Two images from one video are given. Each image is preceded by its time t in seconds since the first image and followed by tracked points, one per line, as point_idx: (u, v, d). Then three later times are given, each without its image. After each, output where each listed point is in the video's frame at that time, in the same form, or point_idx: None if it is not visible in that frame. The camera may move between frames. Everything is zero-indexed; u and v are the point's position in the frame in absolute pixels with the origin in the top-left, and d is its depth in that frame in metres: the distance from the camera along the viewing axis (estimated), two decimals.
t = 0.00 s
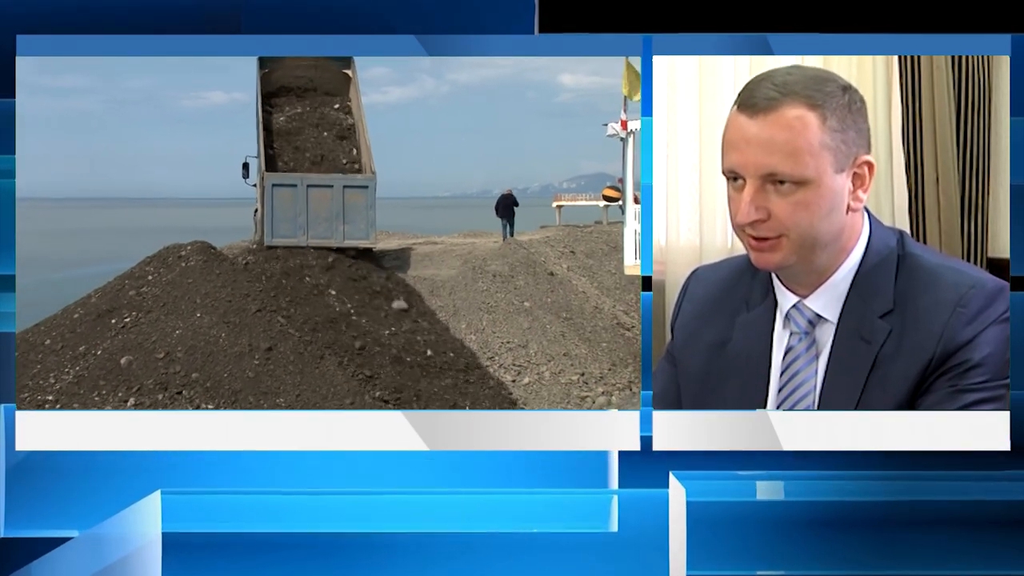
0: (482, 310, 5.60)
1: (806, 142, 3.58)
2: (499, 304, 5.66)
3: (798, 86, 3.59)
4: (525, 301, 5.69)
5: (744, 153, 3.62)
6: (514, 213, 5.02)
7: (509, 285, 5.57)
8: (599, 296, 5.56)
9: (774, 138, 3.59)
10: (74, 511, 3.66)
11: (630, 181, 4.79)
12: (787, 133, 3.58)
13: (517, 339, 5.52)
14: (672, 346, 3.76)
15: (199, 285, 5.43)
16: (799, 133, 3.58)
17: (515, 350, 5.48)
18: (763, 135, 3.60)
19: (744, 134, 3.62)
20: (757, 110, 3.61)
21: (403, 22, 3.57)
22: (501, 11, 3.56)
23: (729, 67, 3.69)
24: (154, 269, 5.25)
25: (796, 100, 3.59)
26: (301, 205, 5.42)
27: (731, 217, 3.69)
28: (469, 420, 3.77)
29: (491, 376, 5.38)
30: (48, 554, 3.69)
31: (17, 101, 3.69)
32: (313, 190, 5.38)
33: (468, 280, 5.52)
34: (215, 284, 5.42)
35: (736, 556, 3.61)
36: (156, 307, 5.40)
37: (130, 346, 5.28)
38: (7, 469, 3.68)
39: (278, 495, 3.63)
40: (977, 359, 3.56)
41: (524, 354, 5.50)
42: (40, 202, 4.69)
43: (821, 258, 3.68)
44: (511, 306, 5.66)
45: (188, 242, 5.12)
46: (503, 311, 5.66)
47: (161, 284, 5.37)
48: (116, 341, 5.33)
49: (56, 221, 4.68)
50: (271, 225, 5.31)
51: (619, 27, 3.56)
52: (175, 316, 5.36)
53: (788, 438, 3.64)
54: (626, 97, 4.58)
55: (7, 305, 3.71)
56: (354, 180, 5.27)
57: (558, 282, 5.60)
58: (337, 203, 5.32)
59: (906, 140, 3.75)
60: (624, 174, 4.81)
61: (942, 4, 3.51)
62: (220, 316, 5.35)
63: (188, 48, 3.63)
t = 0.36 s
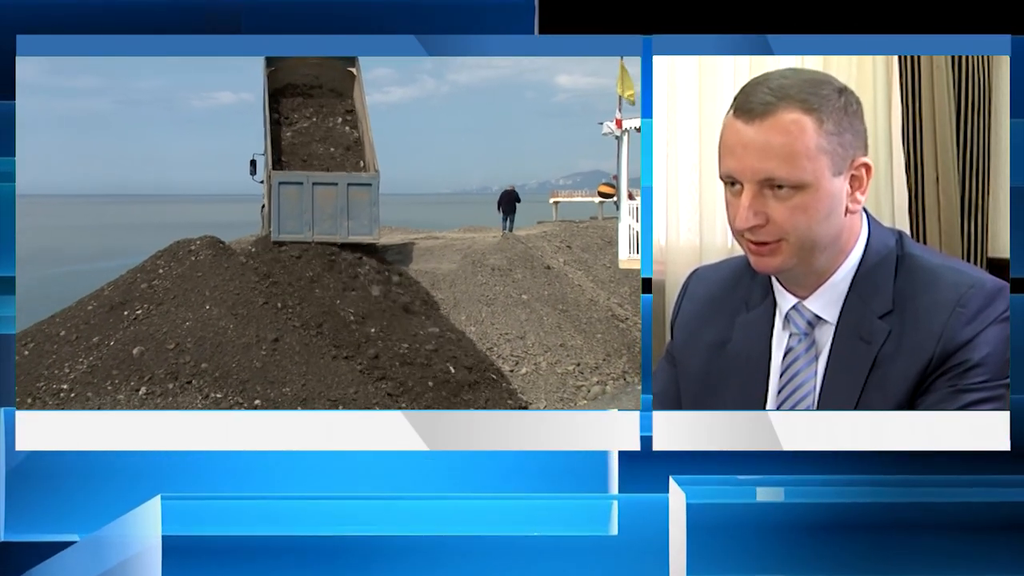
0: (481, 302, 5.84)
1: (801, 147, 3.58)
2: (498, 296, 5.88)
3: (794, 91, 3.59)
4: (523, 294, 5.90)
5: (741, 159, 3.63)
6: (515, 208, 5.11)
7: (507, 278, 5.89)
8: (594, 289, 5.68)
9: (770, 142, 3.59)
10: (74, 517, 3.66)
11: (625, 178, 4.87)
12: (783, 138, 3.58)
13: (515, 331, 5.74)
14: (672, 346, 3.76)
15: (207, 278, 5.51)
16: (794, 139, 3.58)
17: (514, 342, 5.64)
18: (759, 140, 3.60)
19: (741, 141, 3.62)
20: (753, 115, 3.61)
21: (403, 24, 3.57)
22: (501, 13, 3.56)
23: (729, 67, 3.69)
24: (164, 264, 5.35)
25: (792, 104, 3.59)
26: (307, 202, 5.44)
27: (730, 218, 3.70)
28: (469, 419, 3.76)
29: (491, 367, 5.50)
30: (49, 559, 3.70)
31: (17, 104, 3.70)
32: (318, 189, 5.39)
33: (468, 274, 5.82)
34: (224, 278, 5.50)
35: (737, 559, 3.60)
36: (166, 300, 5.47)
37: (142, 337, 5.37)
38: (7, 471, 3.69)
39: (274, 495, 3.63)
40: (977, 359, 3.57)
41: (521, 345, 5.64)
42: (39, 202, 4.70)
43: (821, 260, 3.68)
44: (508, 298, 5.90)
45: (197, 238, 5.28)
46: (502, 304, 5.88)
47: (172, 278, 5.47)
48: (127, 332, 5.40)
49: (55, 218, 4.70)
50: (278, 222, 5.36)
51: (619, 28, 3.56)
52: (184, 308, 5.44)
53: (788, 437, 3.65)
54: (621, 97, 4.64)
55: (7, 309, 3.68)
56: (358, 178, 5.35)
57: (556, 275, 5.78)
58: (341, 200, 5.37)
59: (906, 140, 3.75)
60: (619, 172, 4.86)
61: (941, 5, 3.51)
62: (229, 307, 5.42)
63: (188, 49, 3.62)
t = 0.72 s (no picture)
0: (481, 299, 5.72)
1: (803, 142, 3.61)
2: (498, 293, 5.79)
3: (797, 86, 3.62)
4: (522, 290, 5.81)
5: (742, 153, 3.65)
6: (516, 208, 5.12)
7: (507, 275, 5.75)
8: (591, 285, 5.53)
9: (772, 138, 3.62)
10: (75, 521, 3.67)
11: (621, 178, 4.92)
12: (785, 134, 3.61)
13: (514, 326, 5.71)
14: (672, 346, 3.75)
15: (217, 274, 5.43)
16: (796, 134, 3.61)
17: (514, 337, 5.65)
18: (761, 135, 3.63)
19: (742, 134, 3.64)
20: (756, 109, 3.63)
21: (404, 24, 3.57)
22: (501, 13, 3.56)
23: (729, 67, 3.68)
24: (176, 260, 5.31)
25: (794, 100, 3.61)
26: (314, 203, 5.49)
27: (729, 217, 3.72)
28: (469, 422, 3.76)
29: (495, 363, 5.54)
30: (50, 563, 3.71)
31: (17, 105, 3.70)
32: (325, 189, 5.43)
33: (469, 271, 5.63)
34: (233, 274, 5.42)
35: (738, 560, 3.61)
36: (178, 295, 5.44)
37: (154, 331, 5.36)
38: (7, 474, 3.69)
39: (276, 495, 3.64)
40: (976, 358, 3.57)
41: (521, 339, 5.65)
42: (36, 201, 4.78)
43: (820, 258, 3.70)
44: (507, 295, 5.79)
45: (207, 235, 5.19)
46: (501, 300, 5.80)
47: (185, 273, 5.41)
48: (140, 327, 5.38)
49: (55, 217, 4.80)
50: (286, 221, 5.42)
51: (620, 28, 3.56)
52: (194, 302, 5.42)
53: (788, 437, 3.65)
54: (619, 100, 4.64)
55: (7, 312, 3.69)
56: (363, 179, 5.36)
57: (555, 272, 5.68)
58: (346, 200, 5.41)
59: (906, 140, 3.75)
60: (616, 173, 4.92)
61: (941, 4, 3.52)
62: (237, 302, 5.40)
63: (188, 49, 3.62)
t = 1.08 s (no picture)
0: (484, 296, 5.63)
1: (804, 138, 3.57)
2: (500, 290, 5.70)
3: (798, 83, 3.60)
4: (524, 287, 5.70)
5: (742, 149, 3.62)
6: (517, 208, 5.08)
7: (508, 273, 5.69)
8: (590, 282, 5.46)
9: (773, 135, 3.58)
10: (75, 524, 3.67)
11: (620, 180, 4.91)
12: (785, 131, 3.57)
13: (516, 322, 5.55)
14: (672, 346, 3.77)
15: (229, 271, 5.41)
16: (798, 131, 3.57)
17: (515, 332, 5.49)
18: (762, 132, 3.59)
19: (742, 129, 3.62)
20: (756, 106, 3.61)
21: (403, 24, 3.57)
22: (500, 13, 3.56)
23: (729, 67, 3.69)
24: (189, 259, 5.30)
25: (795, 97, 3.58)
26: (322, 203, 5.47)
27: (729, 216, 3.70)
28: (469, 421, 3.80)
29: (498, 360, 5.39)
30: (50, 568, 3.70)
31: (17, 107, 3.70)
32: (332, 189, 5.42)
33: (472, 267, 5.60)
34: (245, 271, 5.39)
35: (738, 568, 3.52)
36: (192, 292, 5.38)
37: (167, 327, 5.27)
38: (6, 477, 3.69)
39: (274, 495, 3.63)
40: (977, 358, 3.56)
41: (522, 334, 5.48)
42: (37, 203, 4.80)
43: (821, 256, 3.67)
44: (508, 291, 5.69)
45: (218, 235, 5.23)
46: (503, 296, 5.68)
47: (198, 271, 5.38)
48: (154, 322, 5.28)
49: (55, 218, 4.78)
50: (295, 220, 5.39)
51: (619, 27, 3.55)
52: (207, 299, 5.35)
53: (788, 437, 3.66)
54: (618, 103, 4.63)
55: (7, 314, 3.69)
56: (370, 180, 5.34)
57: (556, 271, 5.63)
58: (354, 200, 5.41)
59: (906, 140, 3.74)
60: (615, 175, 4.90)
61: (943, 3, 3.51)
62: (248, 298, 5.34)
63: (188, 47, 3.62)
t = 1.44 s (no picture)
0: (482, 292, 6.05)
1: (803, 136, 3.58)
2: (497, 286, 6.15)
3: (797, 81, 3.59)
4: (519, 284, 6.15)
5: (741, 146, 3.63)
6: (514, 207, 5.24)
7: (505, 270, 6.18)
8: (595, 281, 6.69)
9: (774, 131, 3.59)
10: (74, 528, 3.67)
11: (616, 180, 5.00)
12: (785, 127, 3.58)
13: (512, 318, 5.94)
14: (672, 346, 3.75)
15: (234, 269, 5.76)
16: (797, 128, 3.57)
17: (511, 328, 5.87)
18: (761, 129, 3.60)
19: (741, 127, 3.62)
20: (756, 103, 3.61)
21: (404, 24, 3.57)
22: (501, 13, 3.56)
23: (729, 67, 3.67)
24: (195, 257, 5.56)
25: (795, 93, 3.58)
26: (324, 204, 5.72)
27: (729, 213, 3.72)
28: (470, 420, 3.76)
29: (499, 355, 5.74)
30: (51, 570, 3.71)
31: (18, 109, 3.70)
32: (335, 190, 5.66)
33: (469, 263, 6.03)
34: (251, 268, 5.74)
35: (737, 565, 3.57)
36: (199, 288, 5.70)
37: (174, 322, 5.61)
38: (7, 479, 3.69)
39: (273, 498, 3.64)
40: (977, 358, 3.56)
41: (518, 330, 5.85)
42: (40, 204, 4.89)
43: (820, 253, 3.67)
44: (505, 287, 6.16)
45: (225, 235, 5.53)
46: (500, 292, 6.15)
47: (204, 268, 5.68)
48: (162, 318, 5.63)
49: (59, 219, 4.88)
50: (299, 221, 5.65)
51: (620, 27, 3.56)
52: (213, 295, 5.70)
53: (789, 438, 3.67)
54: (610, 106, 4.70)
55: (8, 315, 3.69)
56: (373, 181, 5.60)
57: (549, 268, 6.09)
58: (357, 201, 5.67)
59: (906, 140, 3.73)
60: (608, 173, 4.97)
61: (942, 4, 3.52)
62: (254, 295, 5.70)
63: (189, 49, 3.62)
